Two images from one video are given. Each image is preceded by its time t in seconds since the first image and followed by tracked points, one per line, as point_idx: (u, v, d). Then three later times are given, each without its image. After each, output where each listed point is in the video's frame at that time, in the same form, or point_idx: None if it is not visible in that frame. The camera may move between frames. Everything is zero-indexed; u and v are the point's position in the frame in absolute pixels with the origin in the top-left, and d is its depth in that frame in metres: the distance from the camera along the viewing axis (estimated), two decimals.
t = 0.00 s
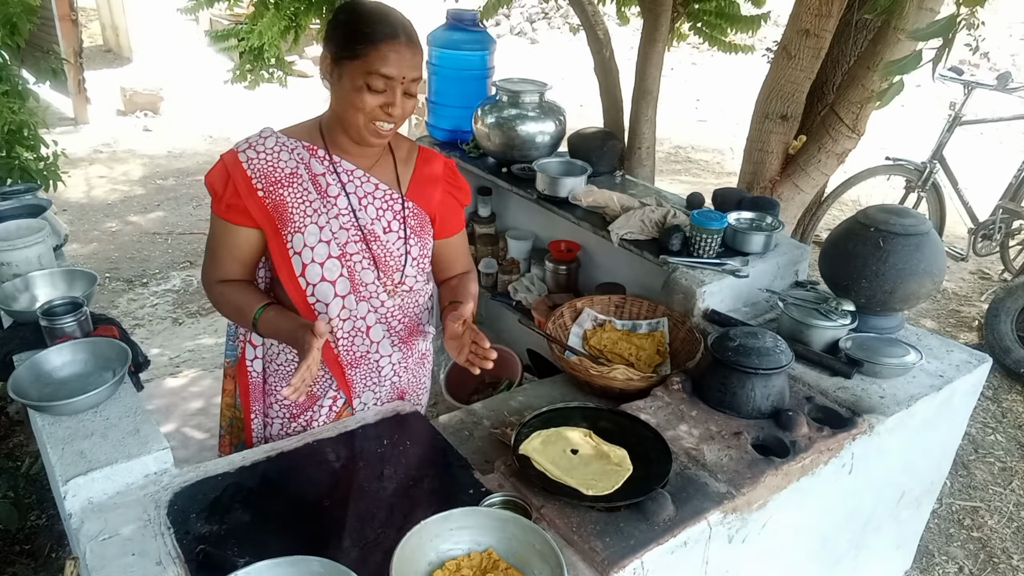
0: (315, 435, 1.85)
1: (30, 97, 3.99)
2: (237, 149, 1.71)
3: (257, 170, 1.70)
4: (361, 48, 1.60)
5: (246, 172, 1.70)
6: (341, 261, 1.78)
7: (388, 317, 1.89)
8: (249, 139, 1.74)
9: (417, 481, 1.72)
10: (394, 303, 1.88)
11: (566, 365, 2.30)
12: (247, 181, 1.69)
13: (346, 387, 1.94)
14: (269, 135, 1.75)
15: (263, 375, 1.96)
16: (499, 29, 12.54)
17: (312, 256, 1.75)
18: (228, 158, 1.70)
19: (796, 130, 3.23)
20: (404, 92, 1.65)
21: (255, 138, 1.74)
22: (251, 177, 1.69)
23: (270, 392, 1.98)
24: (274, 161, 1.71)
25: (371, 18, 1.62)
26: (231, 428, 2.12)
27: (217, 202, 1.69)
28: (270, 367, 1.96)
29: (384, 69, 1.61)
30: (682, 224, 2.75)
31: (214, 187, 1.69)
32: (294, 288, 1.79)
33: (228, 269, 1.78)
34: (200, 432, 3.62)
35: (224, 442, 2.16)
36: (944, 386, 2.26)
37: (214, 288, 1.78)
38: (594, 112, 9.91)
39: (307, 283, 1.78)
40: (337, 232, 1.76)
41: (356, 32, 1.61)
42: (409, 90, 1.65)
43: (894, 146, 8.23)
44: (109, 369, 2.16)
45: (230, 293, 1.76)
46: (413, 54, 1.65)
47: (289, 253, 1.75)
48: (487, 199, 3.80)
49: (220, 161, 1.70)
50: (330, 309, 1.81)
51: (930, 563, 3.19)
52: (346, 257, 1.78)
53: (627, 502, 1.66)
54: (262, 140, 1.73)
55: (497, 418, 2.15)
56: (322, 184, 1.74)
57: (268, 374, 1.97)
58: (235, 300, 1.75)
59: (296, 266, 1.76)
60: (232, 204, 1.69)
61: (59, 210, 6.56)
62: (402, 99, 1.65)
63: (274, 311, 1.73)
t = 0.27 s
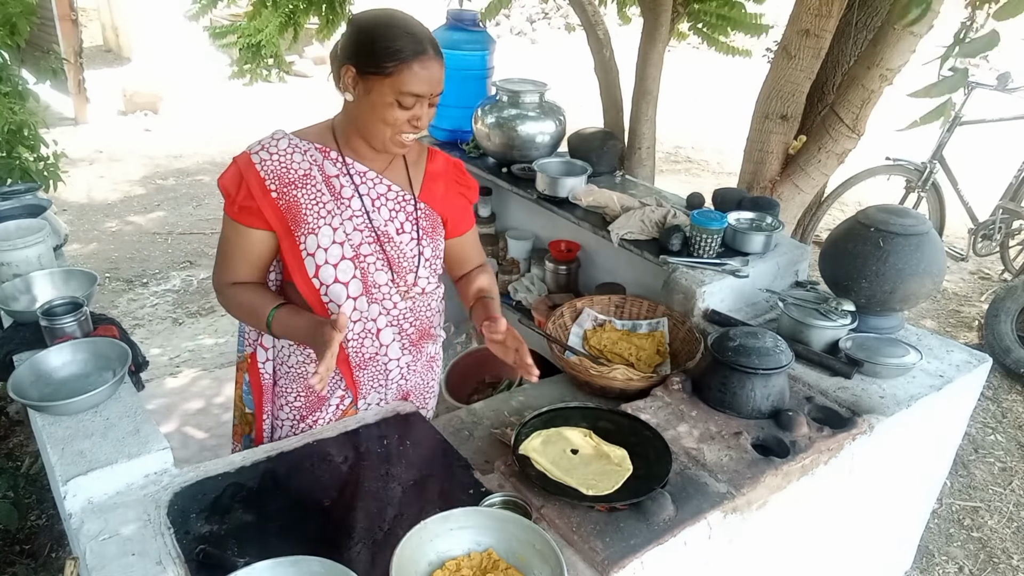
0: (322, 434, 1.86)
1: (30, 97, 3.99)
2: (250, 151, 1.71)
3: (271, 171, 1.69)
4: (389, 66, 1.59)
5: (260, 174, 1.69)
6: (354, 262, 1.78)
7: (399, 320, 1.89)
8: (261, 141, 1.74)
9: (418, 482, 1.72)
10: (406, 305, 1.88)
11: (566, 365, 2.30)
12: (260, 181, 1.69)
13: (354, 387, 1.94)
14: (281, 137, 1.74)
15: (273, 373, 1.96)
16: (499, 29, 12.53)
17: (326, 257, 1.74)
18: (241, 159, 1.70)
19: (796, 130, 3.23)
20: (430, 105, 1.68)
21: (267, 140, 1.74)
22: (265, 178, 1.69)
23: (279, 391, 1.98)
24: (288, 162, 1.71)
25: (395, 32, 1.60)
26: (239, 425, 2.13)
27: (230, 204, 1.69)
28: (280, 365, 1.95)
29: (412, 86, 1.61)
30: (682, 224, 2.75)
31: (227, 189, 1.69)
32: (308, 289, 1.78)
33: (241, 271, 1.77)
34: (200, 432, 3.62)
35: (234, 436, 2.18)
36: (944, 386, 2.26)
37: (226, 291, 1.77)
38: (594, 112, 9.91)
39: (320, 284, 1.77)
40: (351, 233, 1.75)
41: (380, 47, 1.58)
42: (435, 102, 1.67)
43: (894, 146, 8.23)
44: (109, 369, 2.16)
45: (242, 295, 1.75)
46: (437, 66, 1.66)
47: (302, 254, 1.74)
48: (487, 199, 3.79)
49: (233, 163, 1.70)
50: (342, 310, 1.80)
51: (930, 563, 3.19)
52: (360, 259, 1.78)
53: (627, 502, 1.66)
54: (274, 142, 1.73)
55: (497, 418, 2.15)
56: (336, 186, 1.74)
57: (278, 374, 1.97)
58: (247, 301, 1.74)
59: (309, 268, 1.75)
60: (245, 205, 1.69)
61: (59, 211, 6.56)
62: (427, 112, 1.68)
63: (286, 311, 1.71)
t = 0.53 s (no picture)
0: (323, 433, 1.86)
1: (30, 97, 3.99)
2: (263, 160, 1.69)
3: (284, 181, 1.68)
4: (406, 79, 1.53)
5: (273, 183, 1.67)
6: (368, 274, 1.78)
7: (411, 330, 1.90)
8: (274, 148, 1.71)
9: (418, 482, 1.72)
10: (418, 315, 1.89)
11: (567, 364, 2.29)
12: (272, 191, 1.67)
13: (360, 391, 1.95)
14: (295, 145, 1.72)
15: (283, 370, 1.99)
16: (499, 29, 12.53)
17: (340, 270, 1.75)
18: (253, 168, 1.67)
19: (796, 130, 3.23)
20: (449, 116, 1.62)
21: (280, 148, 1.71)
22: (279, 189, 1.67)
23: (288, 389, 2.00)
24: (301, 173, 1.69)
25: (410, 42, 1.54)
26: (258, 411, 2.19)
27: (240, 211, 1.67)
28: (288, 366, 1.98)
29: (431, 99, 1.56)
30: (682, 224, 2.75)
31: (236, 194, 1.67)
32: (320, 301, 1.78)
33: (246, 275, 1.76)
34: (200, 433, 3.62)
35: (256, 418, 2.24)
36: (944, 386, 2.27)
37: (229, 292, 1.76)
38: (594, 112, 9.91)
39: (333, 296, 1.78)
40: (365, 246, 1.76)
41: (396, 60, 1.53)
42: (454, 112, 1.62)
43: (894, 146, 8.23)
44: (109, 369, 2.16)
45: (243, 300, 1.73)
46: (455, 75, 1.61)
47: (315, 266, 1.74)
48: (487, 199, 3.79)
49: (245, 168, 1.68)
50: (354, 322, 1.81)
51: (930, 563, 3.19)
52: (373, 270, 1.78)
53: (627, 501, 1.66)
54: (288, 150, 1.70)
55: (497, 418, 2.14)
56: (350, 198, 1.73)
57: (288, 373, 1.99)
58: (250, 307, 1.72)
59: (323, 280, 1.76)
60: (254, 213, 1.67)
61: (59, 211, 6.56)
62: (446, 123, 1.63)
63: (284, 322, 1.70)
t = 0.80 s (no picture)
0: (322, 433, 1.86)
1: (30, 97, 3.99)
2: (268, 164, 1.68)
3: (288, 188, 1.67)
4: (415, 95, 1.51)
5: (276, 190, 1.67)
6: (369, 284, 1.78)
7: (411, 339, 1.90)
8: (280, 152, 1.70)
9: (417, 482, 1.73)
10: (418, 325, 1.90)
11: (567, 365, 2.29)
12: (276, 197, 1.66)
13: (360, 396, 1.96)
14: (301, 150, 1.71)
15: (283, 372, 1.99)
16: (499, 29, 12.53)
17: (340, 279, 1.75)
18: (257, 172, 1.67)
19: (796, 130, 3.24)
20: (459, 129, 1.61)
21: (286, 152, 1.70)
22: (282, 196, 1.67)
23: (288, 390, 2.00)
24: (306, 180, 1.68)
25: (419, 56, 1.52)
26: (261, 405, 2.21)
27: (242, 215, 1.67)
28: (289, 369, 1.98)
29: (441, 113, 1.54)
30: (682, 224, 2.75)
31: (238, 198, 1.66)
32: (319, 309, 1.79)
33: (246, 277, 1.76)
34: (200, 433, 3.62)
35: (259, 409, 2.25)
36: (944, 386, 2.27)
37: (228, 292, 1.76)
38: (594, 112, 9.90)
39: (333, 304, 1.78)
40: (367, 256, 1.76)
41: (406, 75, 1.50)
42: (463, 125, 1.61)
43: (894, 146, 8.23)
44: (109, 369, 2.16)
45: (242, 302, 1.73)
46: (465, 88, 1.58)
47: (316, 275, 1.74)
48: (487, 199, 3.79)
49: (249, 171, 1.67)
50: (354, 331, 1.82)
51: (930, 563, 3.19)
52: (374, 280, 1.79)
53: (627, 502, 1.66)
54: (294, 155, 1.69)
55: (498, 418, 2.14)
56: (354, 208, 1.72)
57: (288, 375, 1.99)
58: (248, 309, 1.72)
59: (323, 288, 1.76)
60: (256, 218, 1.66)
61: (59, 211, 6.56)
62: (455, 136, 1.61)
63: (281, 326, 1.70)
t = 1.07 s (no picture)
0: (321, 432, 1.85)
1: (30, 97, 3.99)
2: (266, 168, 1.68)
3: (286, 193, 1.67)
4: (415, 104, 1.50)
5: (274, 194, 1.66)
6: (369, 288, 1.78)
7: (411, 342, 1.90)
8: (277, 156, 1.70)
9: (417, 482, 1.73)
10: (418, 328, 1.89)
11: (567, 365, 2.29)
12: (273, 201, 1.66)
13: (359, 398, 1.96)
14: (299, 154, 1.70)
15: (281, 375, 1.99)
16: (499, 30, 12.52)
17: (340, 283, 1.75)
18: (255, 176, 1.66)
19: (796, 130, 3.23)
20: (458, 137, 1.60)
21: (284, 156, 1.70)
22: (280, 200, 1.66)
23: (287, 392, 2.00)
24: (304, 184, 1.68)
25: (420, 65, 1.50)
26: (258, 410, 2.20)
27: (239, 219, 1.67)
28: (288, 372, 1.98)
29: (441, 123, 1.53)
30: (682, 224, 2.75)
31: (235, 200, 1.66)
32: (318, 313, 1.78)
33: (243, 280, 1.76)
34: (200, 432, 3.62)
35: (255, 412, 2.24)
36: (944, 386, 2.27)
37: (224, 294, 1.76)
38: (594, 112, 9.90)
39: (333, 309, 1.78)
40: (366, 260, 1.76)
41: (407, 84, 1.49)
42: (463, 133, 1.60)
43: (894, 145, 8.23)
44: (109, 369, 2.16)
45: (239, 304, 1.73)
46: (466, 97, 1.57)
47: (315, 279, 1.74)
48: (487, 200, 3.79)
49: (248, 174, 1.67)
50: (353, 335, 1.82)
51: (930, 563, 3.19)
52: (374, 284, 1.79)
53: (627, 501, 1.66)
54: (291, 159, 1.69)
55: (498, 418, 2.14)
56: (353, 212, 1.72)
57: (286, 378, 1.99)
58: (243, 311, 1.73)
59: (322, 293, 1.76)
60: (253, 222, 1.66)
61: (59, 211, 6.56)
62: (455, 144, 1.61)
63: (275, 330, 1.71)
